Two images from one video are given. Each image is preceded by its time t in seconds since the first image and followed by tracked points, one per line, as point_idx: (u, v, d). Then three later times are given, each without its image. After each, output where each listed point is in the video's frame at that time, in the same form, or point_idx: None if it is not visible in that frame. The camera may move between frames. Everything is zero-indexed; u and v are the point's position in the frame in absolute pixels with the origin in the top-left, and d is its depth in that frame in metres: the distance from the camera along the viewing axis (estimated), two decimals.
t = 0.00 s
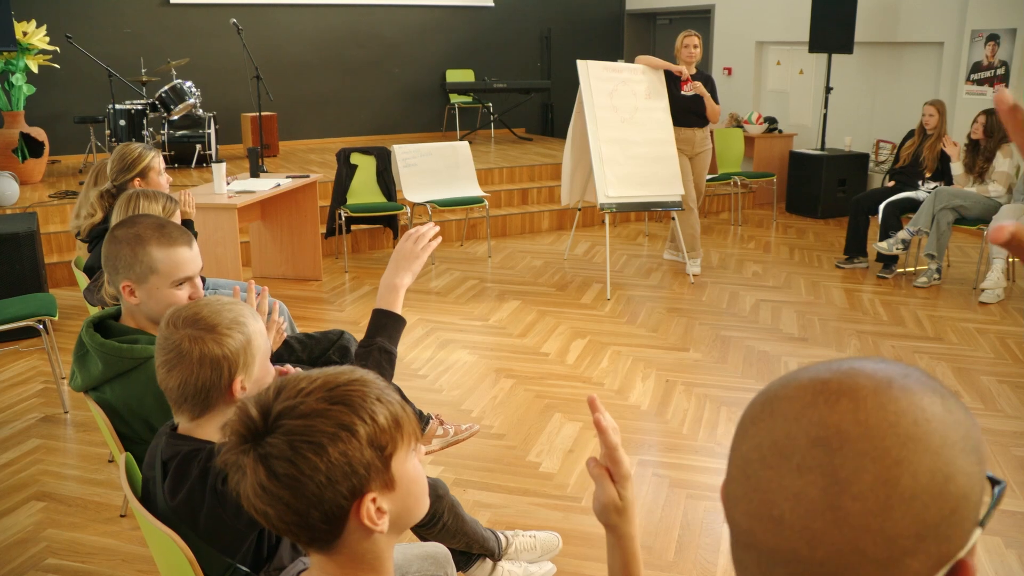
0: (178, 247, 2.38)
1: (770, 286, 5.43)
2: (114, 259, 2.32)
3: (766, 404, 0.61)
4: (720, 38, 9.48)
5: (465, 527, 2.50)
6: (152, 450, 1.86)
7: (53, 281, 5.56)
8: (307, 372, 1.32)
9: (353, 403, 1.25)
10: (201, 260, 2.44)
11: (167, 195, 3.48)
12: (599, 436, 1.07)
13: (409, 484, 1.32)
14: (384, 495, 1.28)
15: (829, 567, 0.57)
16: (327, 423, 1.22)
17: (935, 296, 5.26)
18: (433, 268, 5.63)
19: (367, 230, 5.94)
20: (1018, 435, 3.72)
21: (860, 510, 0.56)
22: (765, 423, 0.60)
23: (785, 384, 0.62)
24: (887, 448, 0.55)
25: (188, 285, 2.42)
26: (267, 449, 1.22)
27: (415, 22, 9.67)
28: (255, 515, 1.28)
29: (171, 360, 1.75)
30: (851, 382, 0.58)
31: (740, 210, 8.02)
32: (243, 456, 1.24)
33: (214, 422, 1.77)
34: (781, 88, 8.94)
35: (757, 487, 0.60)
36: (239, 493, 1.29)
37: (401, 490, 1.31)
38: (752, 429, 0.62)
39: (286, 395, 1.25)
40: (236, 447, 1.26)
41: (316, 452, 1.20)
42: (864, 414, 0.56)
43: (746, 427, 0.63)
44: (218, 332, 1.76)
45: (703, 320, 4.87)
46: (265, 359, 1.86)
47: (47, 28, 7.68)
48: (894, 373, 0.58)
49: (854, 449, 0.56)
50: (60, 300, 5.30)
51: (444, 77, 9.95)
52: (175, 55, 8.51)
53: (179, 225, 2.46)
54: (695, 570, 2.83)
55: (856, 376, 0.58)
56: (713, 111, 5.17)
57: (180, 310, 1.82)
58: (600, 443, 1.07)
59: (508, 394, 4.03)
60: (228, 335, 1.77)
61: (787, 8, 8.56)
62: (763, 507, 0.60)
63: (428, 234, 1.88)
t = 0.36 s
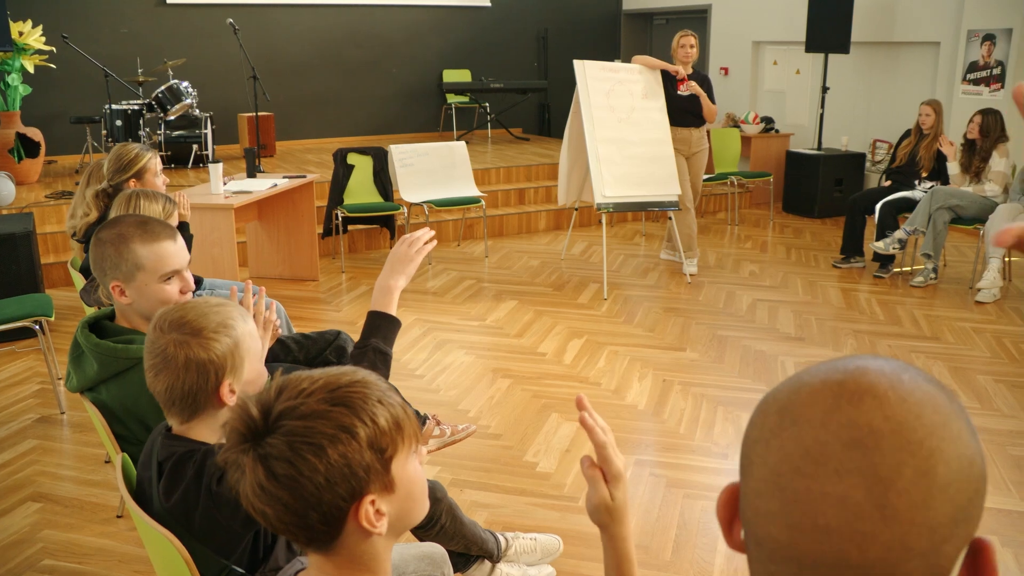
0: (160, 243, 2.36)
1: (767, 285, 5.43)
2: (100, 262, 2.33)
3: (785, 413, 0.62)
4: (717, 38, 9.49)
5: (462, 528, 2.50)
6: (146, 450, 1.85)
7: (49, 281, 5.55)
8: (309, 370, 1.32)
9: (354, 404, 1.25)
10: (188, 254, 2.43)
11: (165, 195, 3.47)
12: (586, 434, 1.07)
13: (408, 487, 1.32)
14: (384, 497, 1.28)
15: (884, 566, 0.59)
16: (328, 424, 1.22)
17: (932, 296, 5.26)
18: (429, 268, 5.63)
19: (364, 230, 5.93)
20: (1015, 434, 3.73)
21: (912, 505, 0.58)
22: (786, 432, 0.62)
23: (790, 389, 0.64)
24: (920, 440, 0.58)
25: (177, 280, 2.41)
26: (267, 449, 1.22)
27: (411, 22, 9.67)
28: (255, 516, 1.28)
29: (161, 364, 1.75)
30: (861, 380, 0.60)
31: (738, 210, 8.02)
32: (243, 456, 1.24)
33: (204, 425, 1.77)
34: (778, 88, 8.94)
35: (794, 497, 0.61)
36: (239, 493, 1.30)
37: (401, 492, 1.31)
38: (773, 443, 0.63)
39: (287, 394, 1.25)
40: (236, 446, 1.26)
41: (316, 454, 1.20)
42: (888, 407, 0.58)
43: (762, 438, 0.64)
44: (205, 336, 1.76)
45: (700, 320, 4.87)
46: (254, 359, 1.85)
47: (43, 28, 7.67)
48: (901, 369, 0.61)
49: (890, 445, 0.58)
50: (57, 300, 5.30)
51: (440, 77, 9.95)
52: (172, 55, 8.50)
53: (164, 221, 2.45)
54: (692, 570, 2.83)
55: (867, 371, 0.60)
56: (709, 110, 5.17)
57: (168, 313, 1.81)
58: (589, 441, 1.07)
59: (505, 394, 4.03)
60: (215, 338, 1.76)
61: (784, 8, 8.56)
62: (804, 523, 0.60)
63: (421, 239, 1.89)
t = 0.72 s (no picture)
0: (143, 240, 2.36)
1: (756, 285, 5.44)
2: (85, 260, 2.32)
3: (794, 437, 0.64)
4: (706, 38, 9.51)
5: (452, 528, 2.50)
6: (130, 453, 1.84)
7: (36, 283, 5.52)
8: (300, 370, 1.32)
9: (345, 408, 1.24)
10: (174, 248, 2.45)
11: (153, 197, 3.46)
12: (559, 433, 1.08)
13: (398, 490, 1.32)
14: (373, 501, 1.28)
15: (910, 566, 0.63)
16: (316, 427, 1.21)
17: (920, 294, 5.28)
18: (420, 268, 5.62)
19: (353, 231, 5.92)
20: (1003, 432, 3.75)
21: (927, 507, 0.63)
22: (802, 457, 0.64)
23: (778, 406, 0.66)
24: (923, 443, 0.63)
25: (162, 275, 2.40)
26: (255, 451, 1.21)
27: (400, 22, 9.66)
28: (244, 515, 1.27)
29: (143, 370, 1.74)
30: (856, 392, 0.63)
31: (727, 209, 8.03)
32: (231, 457, 1.24)
33: (187, 426, 1.77)
34: (767, 87, 8.96)
35: (820, 519, 0.64)
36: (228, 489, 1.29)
37: (390, 495, 1.31)
38: (787, 470, 0.64)
39: (277, 396, 1.24)
40: (226, 445, 1.25)
41: (304, 457, 1.20)
42: (891, 417, 0.62)
43: (775, 469, 0.65)
44: (189, 340, 1.75)
45: (689, 319, 4.88)
46: (237, 358, 1.85)
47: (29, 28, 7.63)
48: (873, 374, 0.65)
49: (900, 454, 0.62)
50: (43, 302, 5.27)
51: (429, 77, 9.95)
52: (158, 55, 8.46)
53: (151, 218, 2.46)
54: (682, 569, 2.83)
55: (852, 380, 0.64)
56: (698, 110, 5.18)
57: (151, 314, 1.79)
58: (563, 440, 1.08)
59: (494, 394, 4.03)
60: (199, 342, 1.75)
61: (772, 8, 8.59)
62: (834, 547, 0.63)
63: (393, 214, 1.86)
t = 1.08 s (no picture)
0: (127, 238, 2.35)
1: (741, 283, 5.45)
2: (68, 260, 2.29)
3: (786, 456, 0.61)
4: (690, 38, 9.53)
5: (436, 528, 2.49)
6: (111, 457, 1.82)
7: (18, 286, 5.48)
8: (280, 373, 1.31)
9: (327, 410, 1.23)
10: (155, 245, 2.43)
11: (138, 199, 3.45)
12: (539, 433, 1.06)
13: (383, 492, 1.31)
14: (356, 503, 1.27)
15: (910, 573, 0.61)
16: (298, 431, 1.20)
17: (904, 292, 5.31)
18: (405, 268, 5.61)
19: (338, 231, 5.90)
20: (985, 428, 3.77)
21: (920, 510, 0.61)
22: (794, 474, 0.60)
23: (758, 419, 0.63)
24: (906, 446, 0.61)
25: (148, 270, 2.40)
26: (237, 455, 1.21)
27: (384, 22, 9.65)
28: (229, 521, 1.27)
29: (123, 369, 1.72)
30: (838, 401, 0.61)
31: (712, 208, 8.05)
32: (213, 461, 1.23)
33: (168, 429, 1.75)
34: (750, 87, 8.99)
35: (824, 537, 0.60)
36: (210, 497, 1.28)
37: (375, 497, 1.30)
38: (784, 490, 0.60)
39: (258, 399, 1.23)
40: (209, 450, 1.24)
41: (286, 461, 1.19)
42: (878, 425, 0.60)
43: (765, 492, 0.61)
44: (173, 340, 1.73)
45: (673, 318, 4.89)
46: (220, 361, 1.83)
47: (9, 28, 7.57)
48: (847, 378, 0.63)
49: (891, 460, 0.60)
50: (25, 305, 5.23)
51: (413, 77, 9.94)
52: (141, 56, 8.41)
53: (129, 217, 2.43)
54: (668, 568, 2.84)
55: (829, 389, 0.62)
56: (682, 109, 5.19)
57: (134, 315, 1.77)
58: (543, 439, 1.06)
59: (479, 394, 4.02)
60: (183, 343, 1.74)
61: (756, 8, 8.62)
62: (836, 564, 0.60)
63: (355, 209, 1.85)
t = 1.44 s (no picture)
0: (105, 241, 2.33)
1: (724, 283, 5.47)
2: (45, 267, 2.26)
3: (758, 482, 0.59)
4: (673, 38, 9.56)
5: (420, 530, 2.49)
6: (92, 462, 1.80)
7: None
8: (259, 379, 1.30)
9: (311, 416, 1.23)
10: (130, 246, 2.42)
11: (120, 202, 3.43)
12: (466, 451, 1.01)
13: (364, 493, 1.31)
14: (340, 507, 1.27)
15: None
16: (283, 436, 1.20)
17: (886, 291, 5.34)
18: (388, 269, 5.59)
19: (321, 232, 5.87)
20: (966, 425, 3.80)
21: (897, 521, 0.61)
22: (777, 494, 0.59)
23: (730, 440, 0.60)
24: (883, 459, 0.60)
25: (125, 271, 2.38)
26: (222, 463, 1.19)
27: (366, 23, 9.63)
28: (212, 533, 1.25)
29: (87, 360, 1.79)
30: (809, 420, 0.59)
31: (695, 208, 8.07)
32: (196, 470, 1.22)
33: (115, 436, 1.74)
34: (733, 87, 9.03)
35: (805, 562, 0.59)
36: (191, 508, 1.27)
37: (357, 500, 1.30)
38: (758, 518, 0.59)
39: (240, 406, 1.23)
40: (192, 460, 1.23)
41: (273, 467, 1.18)
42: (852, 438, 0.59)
43: (739, 519, 0.59)
44: (115, 350, 1.70)
45: (657, 318, 4.90)
46: (154, 389, 1.71)
47: None
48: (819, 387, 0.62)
49: (866, 475, 0.59)
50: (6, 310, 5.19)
51: (396, 78, 9.94)
52: (121, 57, 8.36)
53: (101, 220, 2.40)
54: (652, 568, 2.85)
55: (803, 405, 0.59)
56: (664, 110, 5.20)
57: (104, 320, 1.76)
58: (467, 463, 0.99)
59: (463, 396, 4.02)
60: (123, 354, 1.69)
61: (738, 9, 8.65)
62: None
63: (332, 220, 1.85)
